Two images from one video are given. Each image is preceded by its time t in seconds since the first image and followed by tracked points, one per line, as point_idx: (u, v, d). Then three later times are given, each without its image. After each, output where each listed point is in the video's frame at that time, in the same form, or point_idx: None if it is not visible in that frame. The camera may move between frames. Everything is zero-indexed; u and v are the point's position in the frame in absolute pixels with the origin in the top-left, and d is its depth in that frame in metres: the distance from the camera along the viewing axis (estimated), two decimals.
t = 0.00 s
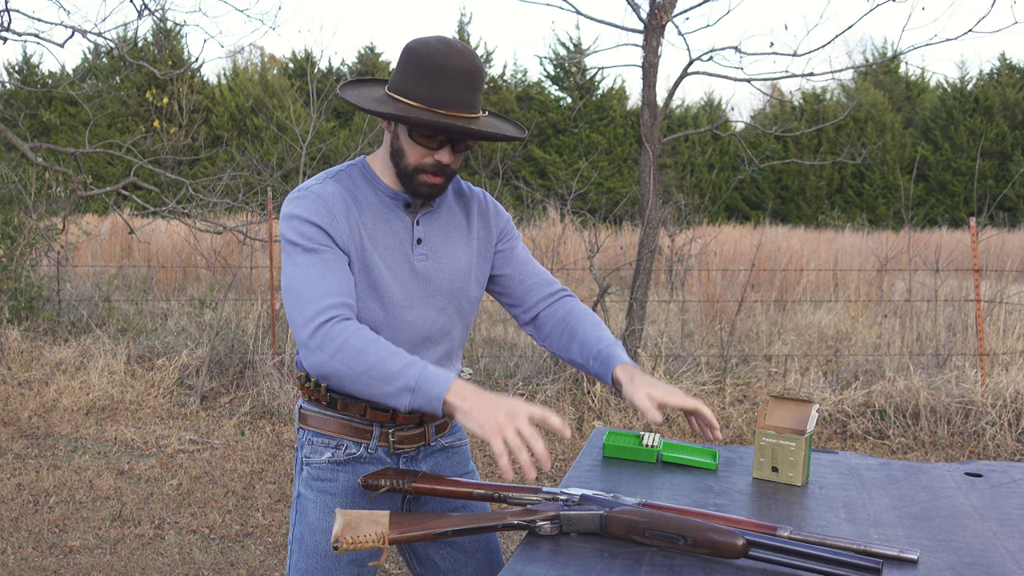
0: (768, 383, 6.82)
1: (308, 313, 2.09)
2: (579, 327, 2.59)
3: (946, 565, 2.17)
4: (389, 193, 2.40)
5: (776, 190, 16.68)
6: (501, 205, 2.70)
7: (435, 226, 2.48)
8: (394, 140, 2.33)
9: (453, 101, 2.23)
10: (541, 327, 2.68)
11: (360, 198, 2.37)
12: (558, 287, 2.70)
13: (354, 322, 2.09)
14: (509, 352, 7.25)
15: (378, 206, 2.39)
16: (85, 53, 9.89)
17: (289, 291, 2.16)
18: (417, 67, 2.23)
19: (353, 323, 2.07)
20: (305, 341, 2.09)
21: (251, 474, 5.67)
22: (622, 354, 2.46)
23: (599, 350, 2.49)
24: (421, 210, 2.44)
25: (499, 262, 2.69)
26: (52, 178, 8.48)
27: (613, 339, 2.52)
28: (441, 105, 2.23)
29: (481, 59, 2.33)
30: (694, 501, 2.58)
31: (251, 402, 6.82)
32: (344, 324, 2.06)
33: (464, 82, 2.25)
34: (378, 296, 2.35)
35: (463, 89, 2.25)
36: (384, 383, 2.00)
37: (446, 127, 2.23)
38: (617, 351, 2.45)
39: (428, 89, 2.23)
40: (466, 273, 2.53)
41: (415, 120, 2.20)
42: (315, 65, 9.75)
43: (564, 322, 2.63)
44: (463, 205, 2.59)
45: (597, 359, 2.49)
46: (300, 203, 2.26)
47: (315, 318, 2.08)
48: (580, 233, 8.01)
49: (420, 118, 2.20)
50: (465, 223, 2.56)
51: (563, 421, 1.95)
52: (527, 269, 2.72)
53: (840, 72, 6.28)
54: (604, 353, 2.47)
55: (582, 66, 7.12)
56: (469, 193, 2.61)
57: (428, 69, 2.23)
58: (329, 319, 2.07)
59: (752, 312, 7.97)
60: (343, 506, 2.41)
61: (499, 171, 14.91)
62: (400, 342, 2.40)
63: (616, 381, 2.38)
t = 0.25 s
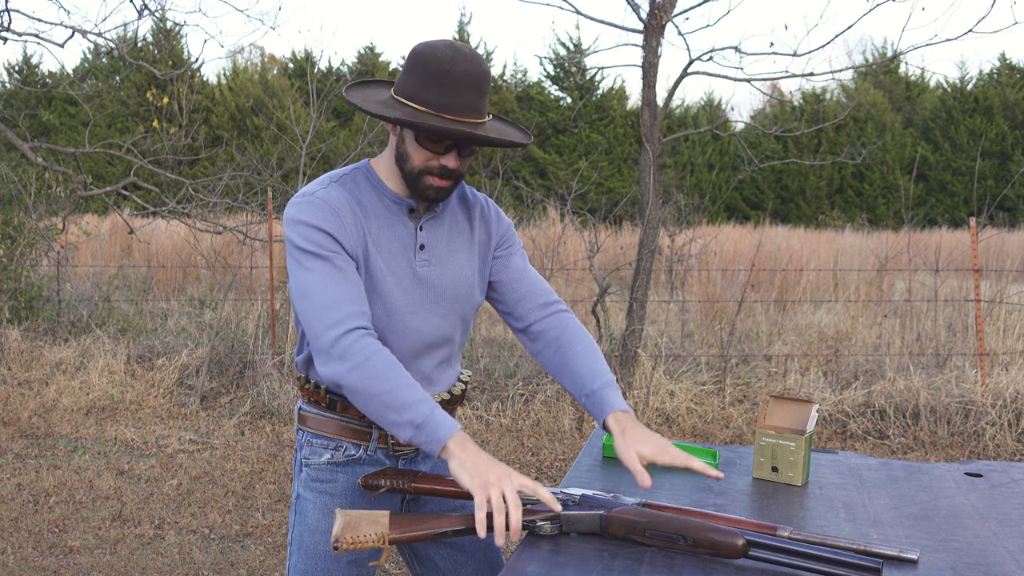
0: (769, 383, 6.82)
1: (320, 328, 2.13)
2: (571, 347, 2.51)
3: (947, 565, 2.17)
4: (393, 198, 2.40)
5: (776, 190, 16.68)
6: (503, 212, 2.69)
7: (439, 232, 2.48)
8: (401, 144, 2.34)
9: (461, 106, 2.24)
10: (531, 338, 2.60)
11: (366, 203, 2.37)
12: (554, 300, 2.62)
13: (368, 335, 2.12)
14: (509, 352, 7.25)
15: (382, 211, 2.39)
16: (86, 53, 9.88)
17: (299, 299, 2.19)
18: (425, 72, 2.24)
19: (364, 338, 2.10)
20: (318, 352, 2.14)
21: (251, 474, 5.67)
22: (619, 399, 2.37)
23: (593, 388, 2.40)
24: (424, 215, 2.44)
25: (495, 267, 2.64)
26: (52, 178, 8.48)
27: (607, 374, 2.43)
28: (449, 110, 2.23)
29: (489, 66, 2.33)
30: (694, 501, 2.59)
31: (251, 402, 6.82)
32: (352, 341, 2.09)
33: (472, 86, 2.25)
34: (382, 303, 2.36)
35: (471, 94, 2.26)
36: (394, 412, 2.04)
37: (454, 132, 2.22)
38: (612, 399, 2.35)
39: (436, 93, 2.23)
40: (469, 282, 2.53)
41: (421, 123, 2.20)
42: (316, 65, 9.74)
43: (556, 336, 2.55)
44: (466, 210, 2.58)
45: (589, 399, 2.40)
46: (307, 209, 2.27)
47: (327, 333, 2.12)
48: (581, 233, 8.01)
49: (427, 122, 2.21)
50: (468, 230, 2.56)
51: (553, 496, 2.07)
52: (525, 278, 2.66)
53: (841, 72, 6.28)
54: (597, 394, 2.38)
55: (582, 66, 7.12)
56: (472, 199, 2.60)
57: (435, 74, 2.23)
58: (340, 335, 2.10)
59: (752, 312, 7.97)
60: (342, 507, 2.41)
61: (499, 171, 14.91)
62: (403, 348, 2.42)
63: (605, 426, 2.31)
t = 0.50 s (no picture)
0: (768, 383, 6.81)
1: (331, 337, 2.17)
2: (567, 361, 2.52)
3: (947, 565, 2.17)
4: (397, 202, 2.40)
5: (776, 190, 16.68)
6: (505, 217, 2.69)
7: (442, 237, 2.48)
8: (404, 146, 2.33)
9: (464, 109, 2.24)
10: (525, 344, 2.60)
11: (370, 207, 2.37)
12: (552, 308, 2.62)
13: (379, 344, 2.15)
14: (509, 352, 7.25)
15: (386, 215, 2.39)
16: (85, 53, 9.87)
17: (308, 304, 2.22)
18: (430, 75, 2.24)
19: (373, 349, 2.14)
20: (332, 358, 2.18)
21: (251, 474, 5.67)
22: (615, 423, 2.41)
23: (589, 410, 2.43)
24: (427, 220, 2.44)
25: (494, 271, 2.64)
26: (52, 178, 8.47)
27: (603, 395, 2.46)
28: (453, 113, 2.23)
29: (494, 70, 2.33)
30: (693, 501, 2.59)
31: (251, 402, 6.82)
32: (362, 353, 2.13)
33: (475, 90, 2.25)
34: (386, 307, 2.37)
35: (474, 97, 2.26)
36: (401, 427, 2.09)
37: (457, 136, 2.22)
38: (608, 424, 2.39)
39: (439, 96, 2.23)
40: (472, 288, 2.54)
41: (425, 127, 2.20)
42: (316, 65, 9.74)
43: (551, 346, 2.55)
44: (469, 214, 2.58)
45: (584, 421, 2.43)
46: (313, 214, 2.28)
47: (338, 342, 2.16)
48: (580, 233, 8.01)
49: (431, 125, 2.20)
50: (470, 234, 2.56)
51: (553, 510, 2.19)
52: (523, 284, 2.65)
53: (841, 72, 6.27)
54: (591, 417, 2.41)
55: (582, 66, 7.12)
56: (475, 204, 2.60)
57: (440, 77, 2.23)
58: (351, 344, 2.14)
59: (752, 312, 7.97)
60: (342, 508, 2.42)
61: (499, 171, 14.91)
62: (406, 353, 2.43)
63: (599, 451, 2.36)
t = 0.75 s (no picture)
0: (768, 383, 6.81)
1: (334, 337, 2.18)
2: (567, 365, 2.53)
3: (947, 565, 2.17)
4: (399, 202, 2.40)
5: (776, 190, 16.68)
6: (507, 217, 2.69)
7: (444, 238, 2.48)
8: (404, 144, 2.33)
9: (465, 106, 2.24)
10: (524, 346, 2.60)
11: (372, 207, 2.37)
12: (552, 311, 2.62)
13: (382, 345, 2.16)
14: (509, 352, 7.25)
15: (389, 216, 2.39)
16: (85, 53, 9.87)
17: (311, 303, 2.22)
18: (431, 72, 2.24)
19: (376, 349, 2.14)
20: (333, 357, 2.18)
21: (251, 474, 5.67)
22: (613, 427, 2.46)
23: (587, 414, 2.47)
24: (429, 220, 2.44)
25: (495, 271, 2.63)
26: (52, 178, 8.47)
27: (602, 400, 2.50)
28: (454, 110, 2.24)
29: (496, 70, 2.34)
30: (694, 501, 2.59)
31: (251, 402, 6.82)
32: (363, 354, 2.14)
33: (477, 88, 2.26)
34: (387, 308, 2.37)
35: (476, 95, 2.26)
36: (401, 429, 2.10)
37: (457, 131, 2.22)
38: (606, 427, 2.44)
39: (441, 93, 2.23)
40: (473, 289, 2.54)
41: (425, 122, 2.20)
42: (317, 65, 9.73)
43: (552, 349, 2.56)
44: (471, 215, 2.58)
45: (582, 424, 2.47)
46: (316, 214, 2.28)
47: (340, 342, 2.17)
48: (580, 233, 8.01)
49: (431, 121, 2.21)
50: (472, 235, 2.56)
51: (553, 510, 2.19)
52: (523, 285, 2.65)
53: (841, 72, 6.27)
54: (590, 420, 2.45)
55: (582, 66, 7.12)
56: (477, 204, 2.60)
57: (441, 74, 2.24)
58: (353, 344, 2.15)
59: (752, 312, 7.98)
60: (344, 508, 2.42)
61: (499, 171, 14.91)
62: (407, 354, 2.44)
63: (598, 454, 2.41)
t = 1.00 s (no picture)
0: (768, 383, 6.81)
1: (330, 337, 2.17)
2: (569, 363, 2.52)
3: (947, 565, 2.17)
4: (398, 200, 2.40)
5: (776, 190, 16.69)
6: (508, 216, 2.69)
7: (443, 236, 2.48)
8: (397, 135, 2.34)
9: (454, 92, 2.25)
10: (525, 345, 2.60)
11: (372, 206, 2.38)
12: (553, 311, 2.62)
13: (378, 344, 2.15)
14: (509, 352, 7.25)
15: (388, 214, 2.39)
16: (85, 53, 9.87)
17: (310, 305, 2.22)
18: (423, 61, 2.27)
19: (372, 349, 2.13)
20: (331, 356, 2.18)
21: (251, 474, 5.68)
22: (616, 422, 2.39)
23: (591, 408, 2.42)
24: (429, 218, 2.45)
25: (496, 272, 2.64)
26: (52, 178, 8.46)
27: (605, 396, 2.45)
28: (442, 95, 2.24)
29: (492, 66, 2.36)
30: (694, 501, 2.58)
31: (251, 402, 6.82)
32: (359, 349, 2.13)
33: (468, 77, 2.27)
34: (387, 307, 2.37)
35: (466, 84, 2.27)
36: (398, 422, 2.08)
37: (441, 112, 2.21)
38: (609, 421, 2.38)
39: (431, 80, 2.25)
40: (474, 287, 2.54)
41: (410, 102, 2.20)
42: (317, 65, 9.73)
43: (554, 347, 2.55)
44: (471, 213, 2.58)
45: (586, 418, 2.41)
46: (315, 213, 2.28)
47: (336, 343, 2.16)
48: (580, 233, 8.02)
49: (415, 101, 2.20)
50: (473, 233, 2.56)
51: (554, 509, 2.19)
52: (524, 285, 2.65)
53: (840, 72, 6.27)
54: (594, 415, 2.40)
55: (582, 66, 7.12)
56: (478, 202, 2.60)
57: (432, 62, 2.26)
58: (349, 344, 2.14)
59: (752, 312, 7.98)
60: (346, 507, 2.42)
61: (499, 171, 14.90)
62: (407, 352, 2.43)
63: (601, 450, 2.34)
